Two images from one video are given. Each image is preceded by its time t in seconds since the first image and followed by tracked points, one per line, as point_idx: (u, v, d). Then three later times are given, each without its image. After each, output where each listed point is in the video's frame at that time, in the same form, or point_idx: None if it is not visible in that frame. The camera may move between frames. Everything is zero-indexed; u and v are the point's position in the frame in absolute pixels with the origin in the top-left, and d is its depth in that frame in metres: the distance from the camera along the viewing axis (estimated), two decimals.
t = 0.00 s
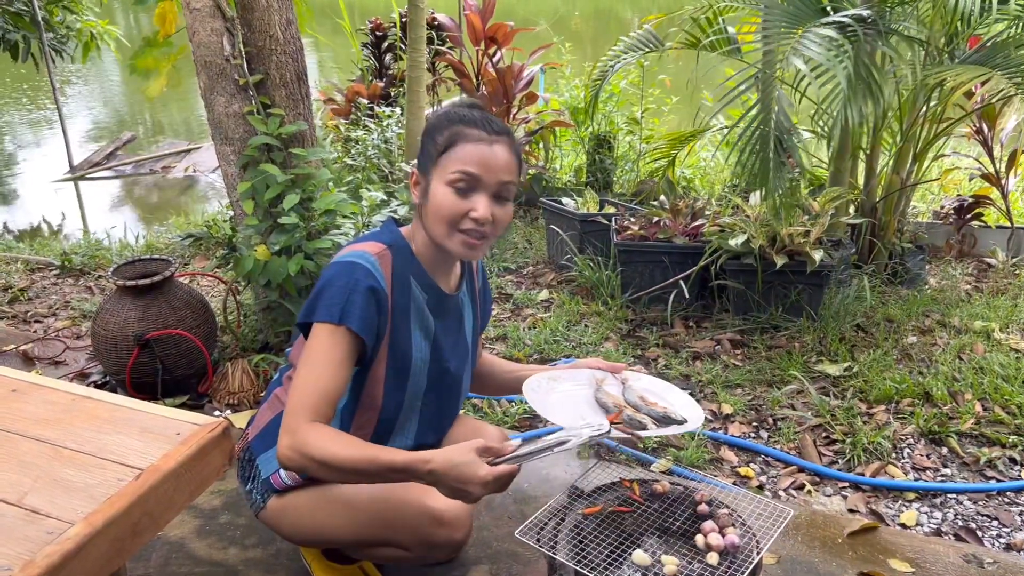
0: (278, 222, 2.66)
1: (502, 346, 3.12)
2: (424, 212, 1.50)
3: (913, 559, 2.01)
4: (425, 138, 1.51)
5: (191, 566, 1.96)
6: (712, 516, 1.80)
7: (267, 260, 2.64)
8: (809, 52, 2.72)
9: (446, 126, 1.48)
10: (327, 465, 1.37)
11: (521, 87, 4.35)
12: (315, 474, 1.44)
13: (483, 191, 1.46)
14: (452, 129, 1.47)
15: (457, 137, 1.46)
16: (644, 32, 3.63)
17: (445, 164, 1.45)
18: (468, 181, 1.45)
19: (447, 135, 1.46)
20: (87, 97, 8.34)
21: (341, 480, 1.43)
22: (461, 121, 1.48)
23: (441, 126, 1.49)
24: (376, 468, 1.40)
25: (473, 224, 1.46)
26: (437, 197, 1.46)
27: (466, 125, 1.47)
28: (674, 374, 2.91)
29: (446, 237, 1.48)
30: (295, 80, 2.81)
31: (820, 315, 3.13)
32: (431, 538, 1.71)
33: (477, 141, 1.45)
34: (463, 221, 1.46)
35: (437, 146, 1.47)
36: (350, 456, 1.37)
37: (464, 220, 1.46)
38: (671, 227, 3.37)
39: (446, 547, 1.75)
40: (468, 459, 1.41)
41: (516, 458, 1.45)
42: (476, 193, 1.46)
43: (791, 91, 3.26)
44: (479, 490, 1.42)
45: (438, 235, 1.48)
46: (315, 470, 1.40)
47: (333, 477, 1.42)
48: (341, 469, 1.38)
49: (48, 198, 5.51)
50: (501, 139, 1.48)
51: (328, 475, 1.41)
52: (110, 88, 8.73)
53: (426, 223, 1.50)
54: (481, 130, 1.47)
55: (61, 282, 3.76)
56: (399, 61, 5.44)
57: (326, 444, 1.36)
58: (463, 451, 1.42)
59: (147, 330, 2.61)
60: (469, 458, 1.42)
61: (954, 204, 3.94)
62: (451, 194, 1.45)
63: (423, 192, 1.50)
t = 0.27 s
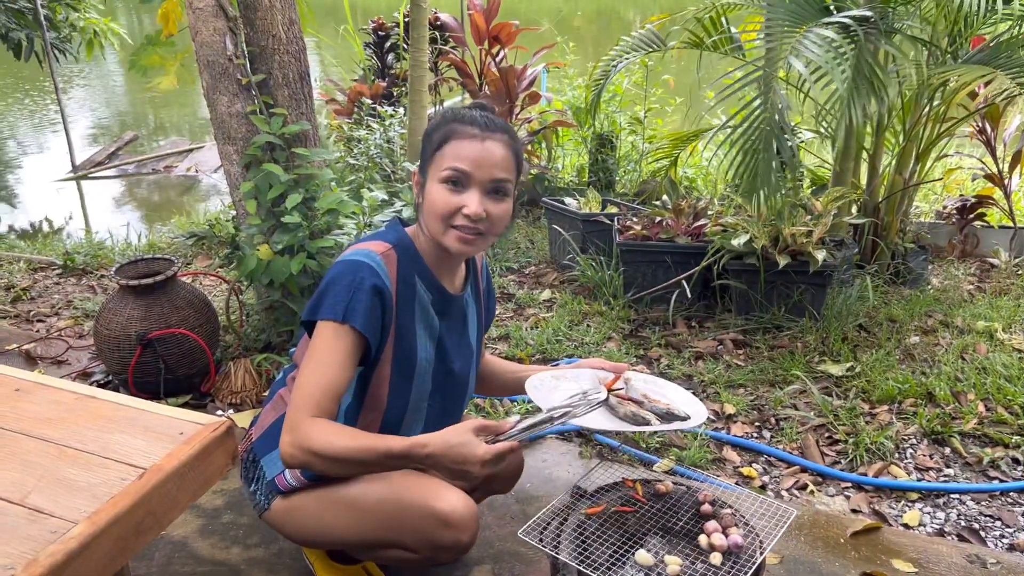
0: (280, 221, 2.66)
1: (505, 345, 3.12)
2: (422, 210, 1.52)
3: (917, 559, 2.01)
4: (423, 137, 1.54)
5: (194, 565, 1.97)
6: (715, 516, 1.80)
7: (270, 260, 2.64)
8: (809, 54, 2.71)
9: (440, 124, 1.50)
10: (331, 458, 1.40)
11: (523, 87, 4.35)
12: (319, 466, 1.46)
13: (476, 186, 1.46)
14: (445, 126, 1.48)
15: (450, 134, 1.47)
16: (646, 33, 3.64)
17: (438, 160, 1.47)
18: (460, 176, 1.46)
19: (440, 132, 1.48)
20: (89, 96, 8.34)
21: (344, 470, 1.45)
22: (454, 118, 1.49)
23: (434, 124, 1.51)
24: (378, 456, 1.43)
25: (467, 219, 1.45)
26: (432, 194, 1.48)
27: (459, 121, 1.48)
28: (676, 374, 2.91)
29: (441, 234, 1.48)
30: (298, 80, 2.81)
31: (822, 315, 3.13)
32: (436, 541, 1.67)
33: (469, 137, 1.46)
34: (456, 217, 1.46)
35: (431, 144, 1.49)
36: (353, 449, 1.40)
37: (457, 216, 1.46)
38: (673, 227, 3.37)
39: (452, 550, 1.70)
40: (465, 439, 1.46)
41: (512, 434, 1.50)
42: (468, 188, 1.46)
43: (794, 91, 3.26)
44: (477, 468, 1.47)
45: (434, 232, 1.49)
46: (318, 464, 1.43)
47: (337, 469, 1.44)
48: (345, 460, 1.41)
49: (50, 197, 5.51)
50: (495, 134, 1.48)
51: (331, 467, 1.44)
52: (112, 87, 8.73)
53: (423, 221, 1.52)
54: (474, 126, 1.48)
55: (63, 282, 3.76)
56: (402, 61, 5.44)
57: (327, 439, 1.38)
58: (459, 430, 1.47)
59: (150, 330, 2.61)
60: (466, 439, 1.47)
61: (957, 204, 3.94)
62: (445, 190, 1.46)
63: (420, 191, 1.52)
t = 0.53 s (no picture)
0: (282, 221, 2.66)
1: (506, 345, 3.12)
2: (427, 215, 1.51)
3: (918, 560, 2.01)
4: (428, 141, 1.51)
5: (195, 565, 1.97)
6: (717, 517, 1.80)
7: (272, 260, 2.64)
8: (812, 50, 2.71)
9: (449, 130, 1.48)
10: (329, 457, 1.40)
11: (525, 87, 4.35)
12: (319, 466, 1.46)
13: (485, 194, 1.46)
14: (455, 133, 1.46)
15: (460, 141, 1.46)
16: (648, 33, 3.64)
17: (447, 168, 1.46)
18: (469, 185, 1.44)
19: (449, 139, 1.46)
20: (91, 96, 8.36)
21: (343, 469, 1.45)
22: (462, 123, 1.47)
23: (442, 129, 1.49)
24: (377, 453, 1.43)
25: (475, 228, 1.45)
26: (440, 201, 1.46)
27: (468, 128, 1.47)
28: (677, 374, 2.91)
29: (449, 242, 1.48)
30: (299, 80, 2.81)
31: (824, 315, 3.13)
32: (438, 542, 1.67)
33: (478, 144, 1.45)
34: (465, 225, 1.45)
35: (438, 150, 1.47)
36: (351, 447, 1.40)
37: (466, 224, 1.45)
38: (675, 227, 3.37)
39: (455, 552, 1.70)
40: (458, 435, 1.45)
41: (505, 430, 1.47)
42: (478, 197, 1.45)
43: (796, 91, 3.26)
44: (471, 466, 1.45)
45: (442, 238, 1.48)
46: (317, 463, 1.42)
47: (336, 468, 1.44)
48: (344, 459, 1.41)
49: (52, 197, 5.52)
50: (502, 141, 1.48)
51: (331, 466, 1.44)
52: (114, 87, 8.74)
53: (429, 227, 1.51)
54: (483, 132, 1.47)
55: (65, 281, 3.77)
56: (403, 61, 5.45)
57: (325, 438, 1.38)
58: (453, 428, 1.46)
59: (152, 330, 2.62)
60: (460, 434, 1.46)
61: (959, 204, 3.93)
62: (454, 198, 1.45)
63: (426, 196, 1.50)
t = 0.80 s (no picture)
0: (284, 221, 2.66)
1: (507, 346, 3.12)
2: (449, 227, 1.48)
3: (920, 561, 2.00)
4: (455, 151, 1.43)
5: (196, 565, 1.97)
6: (719, 518, 1.80)
7: (274, 260, 2.64)
8: (816, 48, 2.68)
9: (483, 145, 1.41)
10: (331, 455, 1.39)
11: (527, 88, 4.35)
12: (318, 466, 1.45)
13: (516, 211, 1.47)
14: (491, 151, 1.41)
15: (498, 160, 1.41)
16: (650, 34, 3.64)
17: (485, 188, 1.41)
18: (506, 206, 1.44)
19: (486, 157, 1.41)
20: (93, 96, 8.37)
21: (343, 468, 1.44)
22: (498, 140, 1.42)
23: (477, 144, 1.42)
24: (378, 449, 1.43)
25: (504, 243, 1.49)
26: (473, 219, 1.44)
27: (504, 145, 1.42)
28: (679, 375, 2.90)
29: (477, 254, 1.50)
30: (301, 80, 2.81)
31: (826, 316, 3.13)
32: (439, 543, 1.67)
33: (514, 163, 1.43)
34: (495, 241, 1.48)
35: (474, 168, 1.41)
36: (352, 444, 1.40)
37: (496, 241, 1.48)
38: (677, 227, 3.37)
39: (455, 553, 1.70)
40: (474, 430, 1.46)
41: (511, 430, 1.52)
42: (510, 215, 1.46)
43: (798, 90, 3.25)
44: (485, 461, 1.45)
45: (467, 249, 1.49)
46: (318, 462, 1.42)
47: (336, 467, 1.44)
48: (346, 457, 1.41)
49: (54, 197, 5.52)
50: (528, 155, 1.47)
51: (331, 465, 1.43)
52: (116, 88, 8.76)
53: (453, 239, 1.49)
54: (515, 149, 1.44)
55: (67, 281, 3.77)
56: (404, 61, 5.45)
57: (329, 435, 1.37)
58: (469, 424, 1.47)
59: (153, 330, 2.62)
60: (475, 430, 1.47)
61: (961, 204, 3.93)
62: (488, 217, 1.44)
63: (452, 210, 1.46)
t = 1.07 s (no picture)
0: (286, 222, 2.66)
1: (509, 346, 3.12)
2: (450, 228, 1.47)
3: (922, 562, 2.00)
4: (458, 152, 1.42)
5: (197, 565, 1.97)
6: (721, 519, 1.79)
7: (275, 260, 2.64)
8: (820, 52, 2.68)
9: (488, 148, 1.41)
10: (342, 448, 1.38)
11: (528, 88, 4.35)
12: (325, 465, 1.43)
13: (517, 213, 1.48)
14: (496, 154, 1.41)
15: (503, 164, 1.41)
16: (653, 33, 3.63)
17: (490, 192, 1.42)
18: (508, 208, 1.44)
19: (491, 161, 1.40)
20: (95, 96, 8.38)
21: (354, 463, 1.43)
22: (503, 143, 1.42)
23: (481, 147, 1.41)
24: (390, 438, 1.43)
25: (504, 244, 1.50)
26: (475, 221, 1.44)
27: (508, 148, 1.42)
28: (681, 375, 2.90)
29: (477, 255, 1.50)
30: (302, 80, 2.80)
31: (828, 316, 3.12)
32: (441, 543, 1.67)
33: (518, 167, 1.43)
34: (496, 242, 1.48)
35: (478, 171, 1.41)
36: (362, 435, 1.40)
37: (497, 242, 1.48)
38: (679, 227, 3.37)
39: (457, 553, 1.70)
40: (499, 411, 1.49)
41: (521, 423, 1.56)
42: (512, 217, 1.46)
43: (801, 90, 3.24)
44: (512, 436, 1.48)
45: (468, 250, 1.49)
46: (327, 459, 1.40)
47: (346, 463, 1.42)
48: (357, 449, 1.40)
49: (56, 197, 5.53)
50: (531, 157, 1.47)
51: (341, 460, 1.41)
52: (118, 88, 8.77)
53: (454, 240, 1.49)
54: (518, 151, 1.44)
55: (69, 281, 3.77)
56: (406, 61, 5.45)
57: (340, 426, 1.37)
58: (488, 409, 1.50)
59: (155, 330, 2.62)
60: (498, 414, 1.49)
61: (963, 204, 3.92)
62: (491, 219, 1.44)
63: (455, 211, 1.45)
